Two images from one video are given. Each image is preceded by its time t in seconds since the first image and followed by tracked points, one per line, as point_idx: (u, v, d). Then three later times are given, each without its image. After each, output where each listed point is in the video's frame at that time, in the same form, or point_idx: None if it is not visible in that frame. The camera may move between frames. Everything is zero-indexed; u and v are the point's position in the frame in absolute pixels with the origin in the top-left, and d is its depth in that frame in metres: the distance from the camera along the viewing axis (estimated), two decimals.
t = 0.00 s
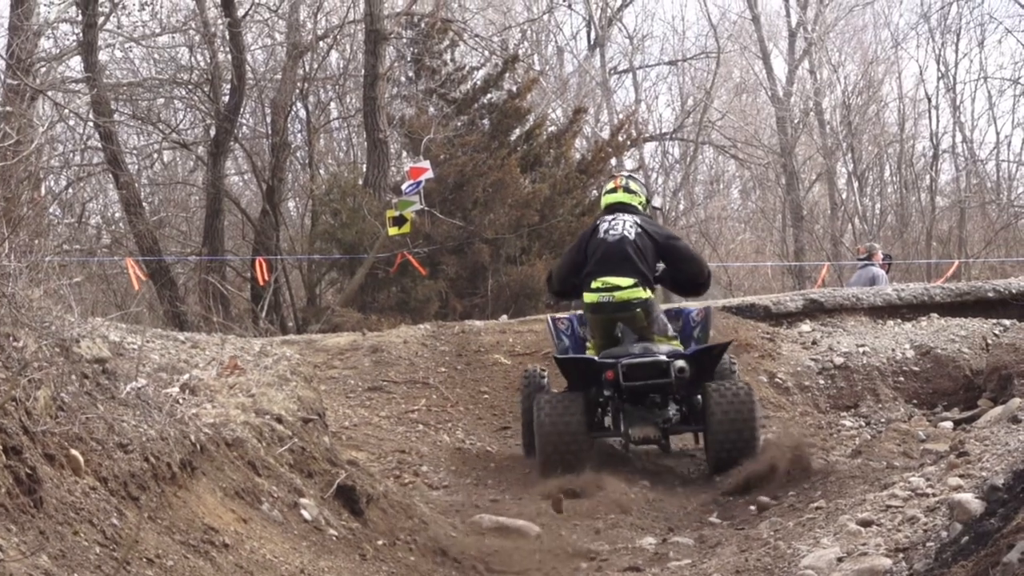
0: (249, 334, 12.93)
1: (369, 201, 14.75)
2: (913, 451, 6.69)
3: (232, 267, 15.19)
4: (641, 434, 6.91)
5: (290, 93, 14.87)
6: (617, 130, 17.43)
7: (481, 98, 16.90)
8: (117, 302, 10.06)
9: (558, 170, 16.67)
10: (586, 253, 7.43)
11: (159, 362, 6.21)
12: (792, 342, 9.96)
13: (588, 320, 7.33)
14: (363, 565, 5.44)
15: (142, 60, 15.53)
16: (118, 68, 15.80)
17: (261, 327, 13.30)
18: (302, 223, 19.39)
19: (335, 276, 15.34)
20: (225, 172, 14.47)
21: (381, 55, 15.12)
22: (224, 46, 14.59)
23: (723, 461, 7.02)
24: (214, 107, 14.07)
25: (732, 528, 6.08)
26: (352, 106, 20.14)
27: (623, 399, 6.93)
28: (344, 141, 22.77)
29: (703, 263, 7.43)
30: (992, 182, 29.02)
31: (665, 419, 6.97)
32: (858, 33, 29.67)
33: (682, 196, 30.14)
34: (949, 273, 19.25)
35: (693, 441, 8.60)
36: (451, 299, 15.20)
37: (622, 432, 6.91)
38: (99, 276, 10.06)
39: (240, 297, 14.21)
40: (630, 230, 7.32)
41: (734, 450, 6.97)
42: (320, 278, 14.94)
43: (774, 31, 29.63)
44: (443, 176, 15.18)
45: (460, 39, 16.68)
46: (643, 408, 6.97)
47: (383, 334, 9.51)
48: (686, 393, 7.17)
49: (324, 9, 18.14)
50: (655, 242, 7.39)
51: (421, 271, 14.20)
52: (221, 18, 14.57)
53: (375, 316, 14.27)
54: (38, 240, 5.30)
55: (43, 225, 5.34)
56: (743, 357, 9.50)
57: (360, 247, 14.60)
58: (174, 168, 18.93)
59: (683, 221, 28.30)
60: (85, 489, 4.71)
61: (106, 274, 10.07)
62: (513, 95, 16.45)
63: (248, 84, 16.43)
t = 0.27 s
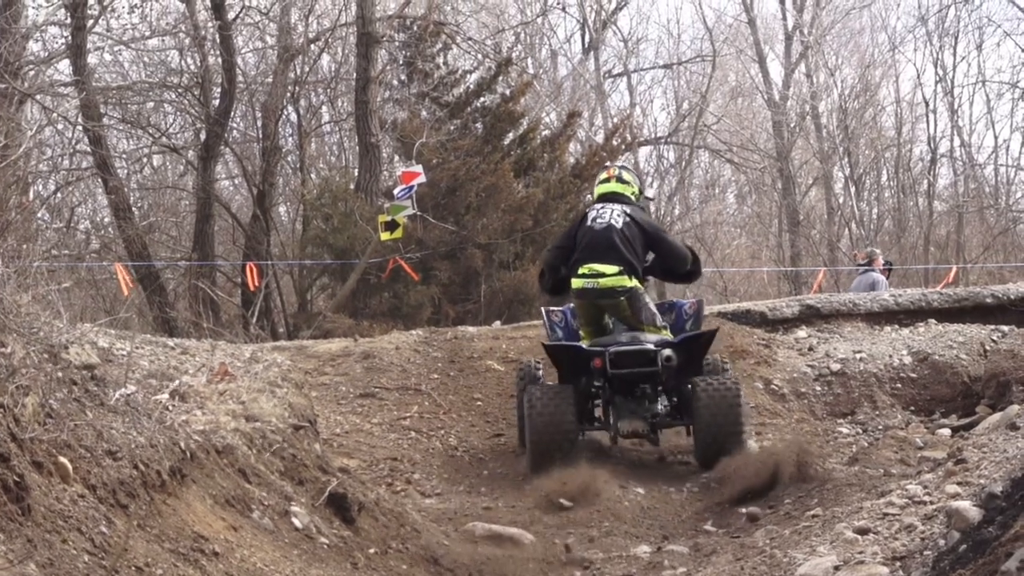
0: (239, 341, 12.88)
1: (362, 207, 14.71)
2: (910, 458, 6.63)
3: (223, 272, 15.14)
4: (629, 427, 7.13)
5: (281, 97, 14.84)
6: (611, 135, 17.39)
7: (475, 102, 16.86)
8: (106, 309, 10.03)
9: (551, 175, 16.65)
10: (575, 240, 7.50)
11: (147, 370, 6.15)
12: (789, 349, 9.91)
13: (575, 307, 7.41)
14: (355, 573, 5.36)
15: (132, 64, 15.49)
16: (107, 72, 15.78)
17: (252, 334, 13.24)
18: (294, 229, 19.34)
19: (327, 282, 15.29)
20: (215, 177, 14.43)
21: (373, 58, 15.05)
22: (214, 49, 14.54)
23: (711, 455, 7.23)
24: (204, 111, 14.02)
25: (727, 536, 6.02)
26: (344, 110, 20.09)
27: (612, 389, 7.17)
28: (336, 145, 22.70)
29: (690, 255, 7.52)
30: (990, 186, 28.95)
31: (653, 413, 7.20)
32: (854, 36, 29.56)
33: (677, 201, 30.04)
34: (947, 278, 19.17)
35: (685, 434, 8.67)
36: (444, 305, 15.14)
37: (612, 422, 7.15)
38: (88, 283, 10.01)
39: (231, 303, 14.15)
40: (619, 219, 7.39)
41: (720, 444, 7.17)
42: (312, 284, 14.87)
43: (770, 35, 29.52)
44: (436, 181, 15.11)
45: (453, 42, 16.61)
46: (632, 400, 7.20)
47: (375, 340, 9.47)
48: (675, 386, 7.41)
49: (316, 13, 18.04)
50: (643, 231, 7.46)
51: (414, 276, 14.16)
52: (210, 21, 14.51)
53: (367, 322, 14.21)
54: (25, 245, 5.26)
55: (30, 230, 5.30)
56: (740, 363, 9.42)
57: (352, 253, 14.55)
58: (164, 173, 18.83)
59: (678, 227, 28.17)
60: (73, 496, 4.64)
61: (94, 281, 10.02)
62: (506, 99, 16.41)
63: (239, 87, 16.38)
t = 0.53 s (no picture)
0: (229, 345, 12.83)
1: (353, 210, 14.65)
2: (907, 466, 6.56)
3: (213, 277, 15.07)
4: (617, 426, 7.15)
5: (272, 100, 14.78)
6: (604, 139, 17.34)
7: (467, 105, 16.80)
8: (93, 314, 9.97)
9: (544, 178, 16.61)
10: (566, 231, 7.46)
11: (137, 375, 6.10)
12: (783, 355, 9.81)
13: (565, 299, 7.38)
14: None
15: (122, 66, 15.42)
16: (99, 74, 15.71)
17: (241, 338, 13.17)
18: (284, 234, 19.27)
19: (317, 287, 15.22)
20: (205, 180, 14.36)
21: (364, 60, 15.04)
22: (204, 52, 14.47)
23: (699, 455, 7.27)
24: (195, 114, 13.97)
25: (723, 544, 5.96)
26: (335, 114, 20.04)
27: (602, 384, 7.15)
28: (326, 149, 22.66)
29: (681, 249, 7.50)
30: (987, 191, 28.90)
31: (641, 412, 7.21)
32: (850, 39, 29.51)
33: (671, 206, 29.96)
34: (944, 284, 19.09)
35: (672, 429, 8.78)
36: (435, 310, 15.08)
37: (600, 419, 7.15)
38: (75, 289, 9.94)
39: (220, 307, 14.07)
40: (610, 210, 7.36)
41: (709, 445, 7.21)
42: (302, 288, 14.80)
43: (765, 38, 29.48)
44: (428, 184, 15.03)
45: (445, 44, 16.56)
46: (620, 397, 7.20)
47: (365, 345, 9.39)
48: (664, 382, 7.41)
49: (306, 16, 17.99)
50: (634, 224, 7.43)
51: (405, 281, 14.09)
52: (200, 24, 14.45)
53: (357, 327, 14.13)
54: (11, 249, 5.21)
55: (16, 235, 5.25)
56: (735, 369, 9.31)
57: (342, 257, 14.48)
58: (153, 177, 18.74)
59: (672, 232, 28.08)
60: (61, 503, 4.53)
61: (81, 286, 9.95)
62: (499, 102, 16.36)
63: (229, 90, 16.33)
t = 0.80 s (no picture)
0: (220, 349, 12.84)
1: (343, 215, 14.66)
2: (897, 471, 6.57)
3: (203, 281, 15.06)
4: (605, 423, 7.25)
5: (262, 105, 14.79)
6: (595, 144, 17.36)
7: (458, 109, 16.75)
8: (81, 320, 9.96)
9: (535, 184, 16.63)
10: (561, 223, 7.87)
11: (128, 380, 6.11)
12: (775, 359, 9.73)
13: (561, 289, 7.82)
14: None
15: (112, 70, 15.42)
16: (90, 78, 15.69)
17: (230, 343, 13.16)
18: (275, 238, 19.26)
19: (307, 291, 15.23)
20: (194, 185, 14.37)
21: (355, 64, 15.03)
22: (194, 56, 14.47)
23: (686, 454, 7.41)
24: (185, 118, 13.98)
25: (714, 550, 5.96)
26: (326, 118, 20.03)
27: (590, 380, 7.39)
28: (317, 152, 22.70)
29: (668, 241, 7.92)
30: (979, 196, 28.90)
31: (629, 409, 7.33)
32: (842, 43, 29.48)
33: (663, 211, 29.93)
34: (937, 288, 19.08)
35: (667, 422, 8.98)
36: (426, 315, 15.08)
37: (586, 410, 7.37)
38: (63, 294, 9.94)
39: (210, 312, 14.07)
40: (602, 202, 7.76)
41: (695, 444, 7.36)
42: (292, 293, 14.80)
43: (757, 43, 29.48)
44: (419, 189, 15.04)
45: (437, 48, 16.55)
46: (609, 393, 7.37)
47: (357, 350, 9.39)
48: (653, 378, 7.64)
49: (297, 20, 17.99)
50: (625, 215, 7.83)
51: (396, 286, 14.09)
52: (190, 27, 14.44)
53: (348, 332, 14.13)
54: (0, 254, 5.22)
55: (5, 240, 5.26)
56: (727, 374, 9.20)
57: (332, 262, 14.48)
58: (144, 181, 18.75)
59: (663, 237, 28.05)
60: (50, 508, 4.49)
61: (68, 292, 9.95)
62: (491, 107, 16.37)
63: (220, 94, 16.32)
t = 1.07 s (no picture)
0: (212, 354, 12.83)
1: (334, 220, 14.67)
2: (889, 476, 6.58)
3: (194, 286, 15.05)
4: (591, 422, 7.82)
5: (253, 109, 14.79)
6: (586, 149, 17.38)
7: (449, 114, 16.82)
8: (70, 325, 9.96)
9: (526, 189, 16.65)
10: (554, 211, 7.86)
11: (120, 384, 6.11)
12: (766, 364, 9.65)
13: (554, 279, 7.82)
14: None
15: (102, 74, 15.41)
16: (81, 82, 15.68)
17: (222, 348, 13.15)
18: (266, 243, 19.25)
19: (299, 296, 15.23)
20: (185, 190, 14.36)
21: (347, 69, 15.04)
22: (185, 60, 14.47)
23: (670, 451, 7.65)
24: (176, 123, 13.99)
25: (705, 555, 5.97)
26: (316, 123, 20.04)
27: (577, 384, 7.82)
28: (308, 156, 22.72)
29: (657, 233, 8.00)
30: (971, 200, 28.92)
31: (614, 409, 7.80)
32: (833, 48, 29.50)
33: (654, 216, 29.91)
34: (930, 293, 19.07)
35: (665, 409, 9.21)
36: (418, 320, 15.08)
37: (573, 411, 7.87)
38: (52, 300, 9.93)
39: (200, 317, 14.06)
40: (596, 191, 7.78)
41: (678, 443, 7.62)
42: (283, 298, 14.79)
43: (748, 47, 29.50)
44: (410, 194, 15.05)
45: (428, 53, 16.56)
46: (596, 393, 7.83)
47: (348, 354, 9.39)
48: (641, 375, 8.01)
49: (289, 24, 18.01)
50: (618, 203, 7.86)
51: (388, 291, 14.11)
52: (181, 32, 14.42)
53: (339, 337, 14.13)
54: None
55: None
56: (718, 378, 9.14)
57: (324, 267, 14.48)
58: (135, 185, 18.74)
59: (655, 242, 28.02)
60: (41, 513, 4.46)
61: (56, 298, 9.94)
62: (482, 112, 16.39)
63: (211, 99, 16.31)
